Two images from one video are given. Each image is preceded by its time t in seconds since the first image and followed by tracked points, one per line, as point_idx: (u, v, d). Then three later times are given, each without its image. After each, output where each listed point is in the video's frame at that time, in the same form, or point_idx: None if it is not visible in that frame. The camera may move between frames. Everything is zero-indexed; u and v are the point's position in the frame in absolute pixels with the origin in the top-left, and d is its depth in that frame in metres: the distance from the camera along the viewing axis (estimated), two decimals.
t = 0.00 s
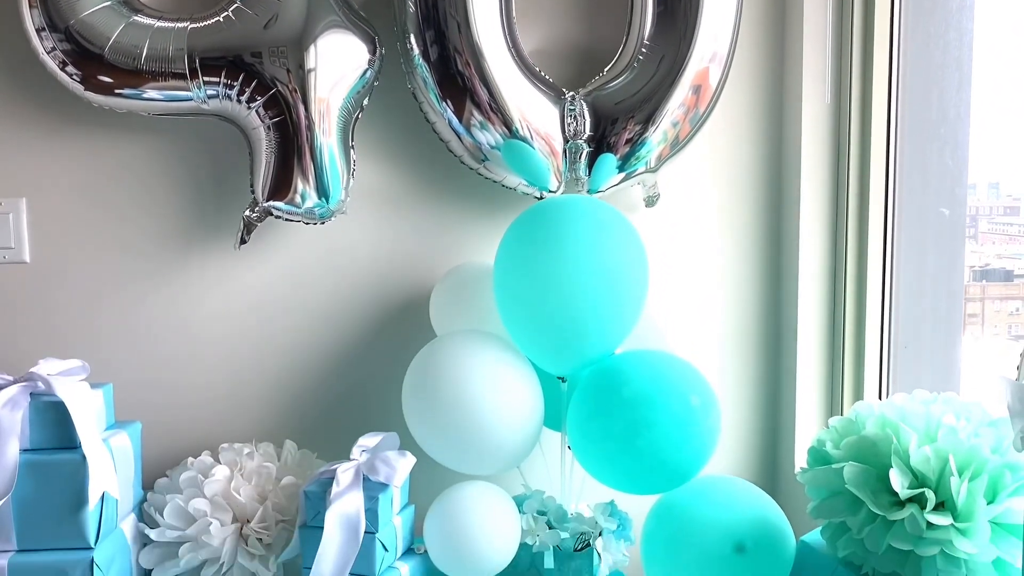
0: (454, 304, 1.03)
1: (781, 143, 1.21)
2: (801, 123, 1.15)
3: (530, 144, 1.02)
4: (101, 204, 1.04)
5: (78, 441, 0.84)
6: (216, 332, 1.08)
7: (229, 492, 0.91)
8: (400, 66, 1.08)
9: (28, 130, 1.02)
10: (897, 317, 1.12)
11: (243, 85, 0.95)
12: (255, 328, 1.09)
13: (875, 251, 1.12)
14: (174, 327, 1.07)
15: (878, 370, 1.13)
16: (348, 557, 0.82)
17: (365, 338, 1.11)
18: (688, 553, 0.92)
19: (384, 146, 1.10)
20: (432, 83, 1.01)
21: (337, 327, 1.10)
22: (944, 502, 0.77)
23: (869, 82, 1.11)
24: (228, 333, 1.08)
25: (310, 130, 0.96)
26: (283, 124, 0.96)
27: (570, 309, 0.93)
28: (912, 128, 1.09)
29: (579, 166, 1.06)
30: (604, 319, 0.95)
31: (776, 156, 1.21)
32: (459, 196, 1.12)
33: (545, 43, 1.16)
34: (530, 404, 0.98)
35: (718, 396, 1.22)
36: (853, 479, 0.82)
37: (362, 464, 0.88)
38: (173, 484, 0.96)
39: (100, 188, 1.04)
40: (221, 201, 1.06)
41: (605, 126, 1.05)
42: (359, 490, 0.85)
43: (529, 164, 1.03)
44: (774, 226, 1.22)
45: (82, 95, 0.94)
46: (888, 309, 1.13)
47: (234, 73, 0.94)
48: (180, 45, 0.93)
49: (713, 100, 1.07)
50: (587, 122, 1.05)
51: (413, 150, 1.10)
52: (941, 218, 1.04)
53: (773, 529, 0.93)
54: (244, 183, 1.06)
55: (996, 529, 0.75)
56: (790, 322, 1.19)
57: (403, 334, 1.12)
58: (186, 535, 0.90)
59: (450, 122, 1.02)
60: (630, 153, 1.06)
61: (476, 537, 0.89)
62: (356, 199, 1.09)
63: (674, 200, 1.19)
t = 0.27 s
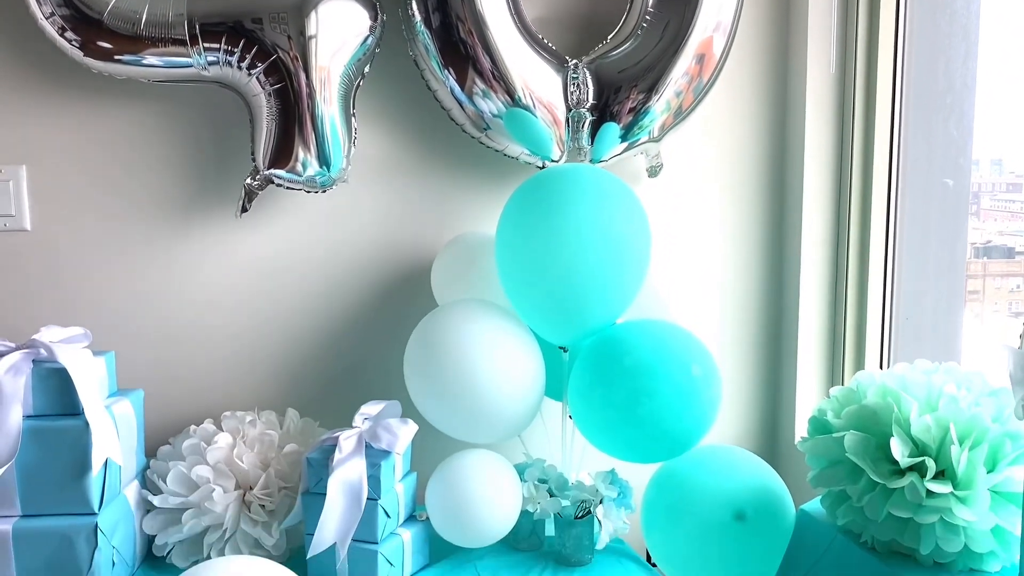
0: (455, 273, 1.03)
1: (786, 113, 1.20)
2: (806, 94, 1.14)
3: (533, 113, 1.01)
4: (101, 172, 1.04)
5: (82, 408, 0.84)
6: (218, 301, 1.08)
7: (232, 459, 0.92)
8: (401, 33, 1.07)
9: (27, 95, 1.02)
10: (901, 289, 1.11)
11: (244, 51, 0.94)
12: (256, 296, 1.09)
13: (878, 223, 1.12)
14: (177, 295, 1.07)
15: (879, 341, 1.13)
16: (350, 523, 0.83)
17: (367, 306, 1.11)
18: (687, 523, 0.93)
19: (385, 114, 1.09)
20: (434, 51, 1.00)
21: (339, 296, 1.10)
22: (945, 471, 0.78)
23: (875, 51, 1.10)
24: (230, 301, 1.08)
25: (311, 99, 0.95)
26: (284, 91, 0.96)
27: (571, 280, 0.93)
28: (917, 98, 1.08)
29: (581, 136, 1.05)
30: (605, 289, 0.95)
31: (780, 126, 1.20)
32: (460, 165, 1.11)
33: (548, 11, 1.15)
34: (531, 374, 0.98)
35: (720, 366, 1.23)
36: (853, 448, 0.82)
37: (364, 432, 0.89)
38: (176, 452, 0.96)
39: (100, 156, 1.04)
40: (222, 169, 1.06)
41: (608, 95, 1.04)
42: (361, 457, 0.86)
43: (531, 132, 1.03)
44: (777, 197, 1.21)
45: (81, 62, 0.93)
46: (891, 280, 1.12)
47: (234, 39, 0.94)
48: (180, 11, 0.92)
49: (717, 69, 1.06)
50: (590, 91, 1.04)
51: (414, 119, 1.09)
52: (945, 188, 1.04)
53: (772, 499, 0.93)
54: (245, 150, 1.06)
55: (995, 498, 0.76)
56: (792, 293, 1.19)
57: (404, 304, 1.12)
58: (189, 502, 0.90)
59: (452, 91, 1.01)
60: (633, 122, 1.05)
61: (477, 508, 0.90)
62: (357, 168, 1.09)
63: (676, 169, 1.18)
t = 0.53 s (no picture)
0: (459, 242, 1.02)
1: (792, 83, 1.19)
2: (812, 63, 1.13)
3: (538, 80, 1.00)
4: (103, 139, 1.03)
5: (86, 374, 0.83)
6: (221, 269, 1.08)
7: (237, 426, 0.92)
8: None
9: (28, 60, 1.00)
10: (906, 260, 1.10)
11: (246, 16, 0.93)
12: (259, 265, 1.08)
13: (884, 192, 1.11)
14: (180, 263, 1.07)
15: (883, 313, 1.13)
16: (356, 489, 0.84)
17: (371, 275, 1.11)
18: (687, 494, 0.93)
19: (388, 82, 1.08)
20: (438, 17, 0.99)
21: (342, 265, 1.10)
22: (949, 440, 0.77)
23: (883, 20, 1.09)
24: (233, 270, 1.08)
25: (314, 66, 0.94)
26: (287, 57, 0.95)
27: (575, 250, 0.93)
28: (925, 68, 1.07)
29: (587, 104, 1.05)
30: (609, 258, 0.94)
31: (786, 96, 1.20)
32: (464, 133, 1.11)
33: None
34: (536, 344, 0.98)
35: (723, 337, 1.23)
36: (856, 416, 0.82)
37: (369, 399, 0.89)
38: (180, 419, 0.96)
39: (102, 122, 1.03)
40: (224, 135, 1.05)
41: (614, 63, 1.03)
42: (366, 423, 0.86)
43: (536, 100, 1.02)
44: (782, 167, 1.21)
45: (82, 27, 0.93)
46: (897, 250, 1.12)
47: (237, 5, 0.93)
48: None
49: (723, 37, 1.05)
50: (595, 58, 1.03)
51: (416, 87, 1.08)
52: (953, 158, 1.03)
53: (774, 469, 0.93)
54: (247, 117, 1.05)
55: (999, 466, 0.76)
56: (796, 264, 1.18)
57: (408, 273, 1.12)
58: (193, 468, 0.90)
59: (456, 58, 1.01)
60: (638, 91, 1.04)
61: (480, 474, 0.90)
62: (360, 136, 1.08)
63: (680, 139, 1.17)
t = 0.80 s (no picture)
0: (465, 211, 1.01)
1: (803, 52, 1.18)
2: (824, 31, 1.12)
3: (545, 47, 0.99)
4: (106, 106, 1.02)
5: (92, 342, 0.83)
6: (226, 238, 1.07)
7: (243, 395, 0.92)
8: None
9: (29, 25, 0.99)
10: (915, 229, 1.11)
11: None
12: (264, 234, 1.08)
13: (895, 163, 1.10)
14: (185, 232, 1.06)
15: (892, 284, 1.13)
16: (363, 458, 0.84)
17: (377, 244, 1.10)
18: (694, 465, 0.93)
19: (394, 49, 1.06)
20: None
21: (348, 235, 1.09)
22: (958, 410, 0.77)
23: None
24: (239, 239, 1.07)
25: (320, 34, 0.95)
26: (292, 24, 0.94)
27: (583, 220, 0.92)
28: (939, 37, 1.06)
29: (595, 71, 1.03)
30: (618, 228, 0.93)
31: (796, 65, 1.18)
32: (470, 101, 1.09)
33: None
34: (544, 313, 0.97)
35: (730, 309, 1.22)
36: (866, 386, 0.82)
37: (375, 368, 0.89)
38: (187, 388, 0.96)
39: (105, 89, 1.02)
40: (229, 103, 1.04)
41: (623, 30, 1.02)
42: (372, 393, 0.86)
43: (544, 67, 1.00)
44: (792, 137, 1.19)
45: None
46: (907, 221, 1.11)
47: None
48: None
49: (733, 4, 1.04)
50: (604, 25, 1.01)
51: (423, 54, 1.07)
52: (966, 126, 1.03)
53: (782, 440, 0.93)
54: (252, 84, 1.04)
55: (1009, 437, 0.75)
56: (805, 236, 1.18)
57: (414, 242, 1.11)
58: (200, 437, 0.90)
59: (463, 24, 0.99)
60: (647, 59, 1.03)
61: (486, 444, 0.90)
62: (366, 104, 1.07)
63: (689, 109, 1.15)
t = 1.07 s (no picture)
0: (475, 180, 1.00)
1: (817, 20, 1.16)
2: None
3: (558, 14, 0.97)
4: (112, 72, 1.01)
5: (102, 311, 0.82)
6: (233, 206, 1.06)
7: (253, 364, 0.91)
8: None
9: None
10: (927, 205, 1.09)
11: None
12: (272, 202, 1.07)
13: (910, 133, 1.09)
14: (192, 201, 1.05)
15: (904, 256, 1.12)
16: (374, 428, 0.84)
17: (386, 214, 1.09)
18: (703, 436, 0.93)
19: (402, 15, 1.05)
20: None
21: (356, 203, 1.08)
22: (973, 380, 0.76)
23: None
24: (246, 207, 1.06)
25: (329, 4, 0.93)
26: None
27: (595, 188, 0.91)
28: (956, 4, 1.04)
29: (607, 38, 1.02)
30: (630, 197, 0.92)
31: (810, 33, 1.16)
32: (480, 69, 1.08)
33: None
34: (554, 282, 0.96)
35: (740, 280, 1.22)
36: (880, 356, 0.81)
37: (386, 338, 0.89)
38: (196, 357, 0.96)
39: (111, 55, 1.00)
40: (237, 70, 1.03)
41: None
42: (383, 362, 0.86)
43: (556, 34, 0.98)
44: (805, 108, 1.18)
45: None
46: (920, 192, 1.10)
47: None
48: None
49: None
50: None
51: (433, 21, 1.06)
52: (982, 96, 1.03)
53: (793, 409, 0.92)
54: (260, 51, 1.03)
55: None
56: (816, 206, 1.17)
57: (423, 211, 1.10)
58: (210, 406, 0.90)
59: None
60: (660, 27, 1.02)
61: (496, 413, 0.90)
62: (375, 71, 1.05)
63: (701, 78, 1.14)
